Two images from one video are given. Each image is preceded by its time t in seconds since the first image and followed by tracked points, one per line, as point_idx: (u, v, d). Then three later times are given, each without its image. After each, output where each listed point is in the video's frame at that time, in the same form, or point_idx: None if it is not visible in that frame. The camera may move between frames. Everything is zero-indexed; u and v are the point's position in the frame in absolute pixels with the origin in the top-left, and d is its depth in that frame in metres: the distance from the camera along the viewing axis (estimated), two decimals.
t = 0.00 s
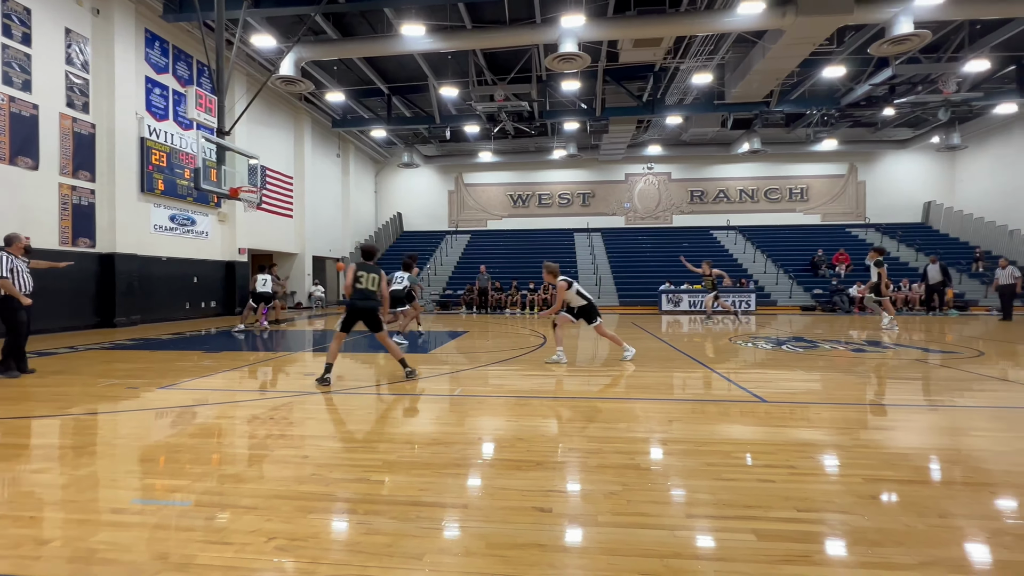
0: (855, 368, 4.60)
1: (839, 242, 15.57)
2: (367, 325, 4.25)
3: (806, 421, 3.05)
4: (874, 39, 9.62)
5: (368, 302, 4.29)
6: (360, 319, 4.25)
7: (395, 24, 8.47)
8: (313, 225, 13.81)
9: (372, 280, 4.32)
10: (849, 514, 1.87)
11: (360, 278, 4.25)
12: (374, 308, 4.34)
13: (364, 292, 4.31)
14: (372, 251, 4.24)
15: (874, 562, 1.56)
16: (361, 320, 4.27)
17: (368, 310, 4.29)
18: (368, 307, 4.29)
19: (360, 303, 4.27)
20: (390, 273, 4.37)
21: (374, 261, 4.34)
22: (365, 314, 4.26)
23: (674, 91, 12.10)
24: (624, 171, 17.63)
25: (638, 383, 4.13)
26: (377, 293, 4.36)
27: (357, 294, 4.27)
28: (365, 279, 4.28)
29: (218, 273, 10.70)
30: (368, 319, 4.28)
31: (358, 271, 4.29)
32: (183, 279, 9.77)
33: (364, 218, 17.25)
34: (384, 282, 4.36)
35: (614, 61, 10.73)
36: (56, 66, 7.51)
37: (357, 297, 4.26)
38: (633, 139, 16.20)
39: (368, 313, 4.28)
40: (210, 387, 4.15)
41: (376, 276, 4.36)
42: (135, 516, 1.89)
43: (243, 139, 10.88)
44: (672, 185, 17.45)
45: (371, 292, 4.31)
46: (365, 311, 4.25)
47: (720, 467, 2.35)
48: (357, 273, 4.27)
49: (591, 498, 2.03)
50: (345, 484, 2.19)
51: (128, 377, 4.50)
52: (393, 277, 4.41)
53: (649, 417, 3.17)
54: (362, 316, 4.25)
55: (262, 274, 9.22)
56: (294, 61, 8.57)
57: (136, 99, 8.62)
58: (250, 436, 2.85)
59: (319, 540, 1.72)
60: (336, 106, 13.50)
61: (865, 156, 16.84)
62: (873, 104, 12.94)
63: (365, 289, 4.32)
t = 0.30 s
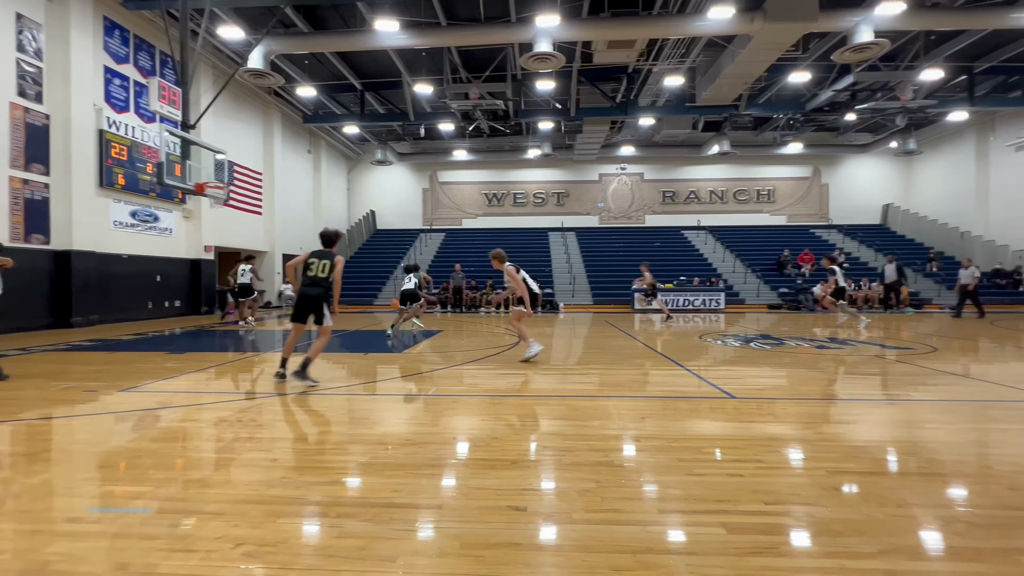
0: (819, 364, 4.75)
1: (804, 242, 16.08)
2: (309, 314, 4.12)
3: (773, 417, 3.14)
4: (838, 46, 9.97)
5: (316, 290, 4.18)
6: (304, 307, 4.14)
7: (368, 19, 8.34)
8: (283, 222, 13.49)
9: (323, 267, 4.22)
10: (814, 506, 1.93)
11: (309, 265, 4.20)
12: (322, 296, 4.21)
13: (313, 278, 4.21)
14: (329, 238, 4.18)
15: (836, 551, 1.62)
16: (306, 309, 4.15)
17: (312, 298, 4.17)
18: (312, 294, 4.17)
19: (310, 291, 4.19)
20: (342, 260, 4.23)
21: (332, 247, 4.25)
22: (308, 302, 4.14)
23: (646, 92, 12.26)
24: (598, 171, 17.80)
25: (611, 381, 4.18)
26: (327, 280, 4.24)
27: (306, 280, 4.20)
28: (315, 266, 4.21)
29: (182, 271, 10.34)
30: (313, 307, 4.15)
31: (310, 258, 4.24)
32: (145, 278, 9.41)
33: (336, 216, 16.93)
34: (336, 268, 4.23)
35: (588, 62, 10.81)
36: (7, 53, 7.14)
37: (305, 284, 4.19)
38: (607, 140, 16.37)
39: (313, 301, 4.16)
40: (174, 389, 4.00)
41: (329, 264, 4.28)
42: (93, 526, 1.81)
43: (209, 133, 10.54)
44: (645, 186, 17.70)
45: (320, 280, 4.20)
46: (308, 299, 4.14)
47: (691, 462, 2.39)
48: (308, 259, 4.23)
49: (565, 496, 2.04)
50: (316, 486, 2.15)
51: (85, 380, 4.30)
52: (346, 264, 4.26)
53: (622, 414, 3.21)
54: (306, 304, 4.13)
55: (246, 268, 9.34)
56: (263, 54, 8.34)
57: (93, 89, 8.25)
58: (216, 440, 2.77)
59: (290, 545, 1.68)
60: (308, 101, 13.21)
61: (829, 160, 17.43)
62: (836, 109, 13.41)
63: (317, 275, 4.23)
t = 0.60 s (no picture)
0: (770, 360, 4.97)
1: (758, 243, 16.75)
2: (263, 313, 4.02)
3: (729, 411, 3.25)
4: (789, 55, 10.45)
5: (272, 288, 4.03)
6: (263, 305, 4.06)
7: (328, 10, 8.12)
8: (238, 218, 13.00)
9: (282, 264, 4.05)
10: (767, 496, 2.01)
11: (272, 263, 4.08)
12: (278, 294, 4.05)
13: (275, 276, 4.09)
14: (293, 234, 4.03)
15: (788, 539, 1.69)
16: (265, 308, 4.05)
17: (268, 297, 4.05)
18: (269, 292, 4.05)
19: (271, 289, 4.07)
20: (297, 255, 3.97)
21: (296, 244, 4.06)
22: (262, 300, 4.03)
23: (609, 95, 12.47)
24: (562, 171, 17.99)
25: (574, 378, 4.23)
26: (284, 277, 4.05)
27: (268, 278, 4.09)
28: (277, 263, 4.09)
29: (128, 268, 9.81)
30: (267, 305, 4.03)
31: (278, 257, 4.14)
32: (86, 276, 8.88)
33: (295, 212, 16.44)
34: (290, 265, 4.01)
35: (552, 62, 10.90)
36: None
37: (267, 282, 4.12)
38: (571, 140, 16.56)
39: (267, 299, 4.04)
40: (119, 393, 3.79)
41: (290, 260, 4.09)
42: (26, 541, 1.69)
43: (158, 124, 10.04)
44: (608, 186, 18.01)
45: (275, 277, 4.05)
46: (264, 297, 4.04)
47: (652, 457, 2.45)
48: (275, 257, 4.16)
49: (530, 495, 2.04)
50: (274, 492, 2.08)
51: (19, 385, 4.01)
52: (300, 261, 3.98)
53: (585, 411, 3.25)
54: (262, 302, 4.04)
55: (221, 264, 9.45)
56: (216, 42, 7.99)
57: (27, 74, 7.70)
58: (166, 445, 2.64)
59: (245, 553, 1.62)
60: (265, 93, 12.76)
61: (781, 164, 18.19)
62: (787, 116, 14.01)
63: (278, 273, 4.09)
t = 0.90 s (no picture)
0: (728, 356, 5.14)
1: (717, 244, 17.30)
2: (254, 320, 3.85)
3: (688, 406, 3.35)
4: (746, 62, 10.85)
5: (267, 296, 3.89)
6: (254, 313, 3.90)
7: None
8: (192, 213, 12.44)
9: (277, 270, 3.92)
10: (724, 488, 2.08)
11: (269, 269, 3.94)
12: (271, 301, 3.91)
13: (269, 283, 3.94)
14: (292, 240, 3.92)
15: (744, 530, 1.75)
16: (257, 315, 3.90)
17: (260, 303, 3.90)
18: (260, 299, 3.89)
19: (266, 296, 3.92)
20: (293, 262, 3.84)
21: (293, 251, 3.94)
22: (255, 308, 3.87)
23: (574, 95, 12.60)
24: (528, 169, 18.08)
25: (539, 376, 4.26)
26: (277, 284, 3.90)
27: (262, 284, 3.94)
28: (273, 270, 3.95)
29: (70, 265, 9.26)
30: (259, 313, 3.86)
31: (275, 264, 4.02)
32: (22, 272, 8.34)
33: (253, 208, 15.87)
34: (284, 272, 3.88)
35: (518, 61, 10.93)
36: None
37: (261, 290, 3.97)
38: (536, 140, 16.67)
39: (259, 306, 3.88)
40: (59, 397, 3.56)
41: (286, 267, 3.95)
42: None
43: (102, 112, 9.48)
44: (573, 186, 18.21)
45: (269, 283, 3.91)
46: (256, 304, 3.88)
47: (615, 453, 2.49)
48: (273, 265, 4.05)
49: (495, 493, 2.04)
50: (229, 498, 2.00)
51: None
52: (294, 267, 3.83)
53: (549, 409, 3.28)
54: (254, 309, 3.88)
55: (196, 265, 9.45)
56: (167, 28, 7.61)
57: None
58: (110, 452, 2.49)
59: (198, 562, 1.55)
60: (220, 83, 12.26)
61: (739, 167, 18.84)
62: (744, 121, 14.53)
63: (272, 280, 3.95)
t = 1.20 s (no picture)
0: (702, 355, 5.23)
1: (692, 244, 17.60)
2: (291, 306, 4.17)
3: (664, 404, 3.40)
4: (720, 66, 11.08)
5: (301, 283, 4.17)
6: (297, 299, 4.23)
7: None
8: (160, 210, 12.05)
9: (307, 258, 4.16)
10: (699, 485, 2.12)
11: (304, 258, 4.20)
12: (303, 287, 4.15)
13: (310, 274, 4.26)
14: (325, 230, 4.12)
15: (719, 525, 1.78)
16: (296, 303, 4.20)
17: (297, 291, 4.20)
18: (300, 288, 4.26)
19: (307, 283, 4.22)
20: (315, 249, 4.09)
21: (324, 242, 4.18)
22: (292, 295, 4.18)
23: (553, 96, 12.66)
24: (506, 169, 18.09)
25: (517, 375, 4.27)
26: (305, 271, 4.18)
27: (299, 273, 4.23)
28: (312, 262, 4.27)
29: (30, 263, 8.87)
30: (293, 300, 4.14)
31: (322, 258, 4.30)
32: None
33: (225, 205, 15.48)
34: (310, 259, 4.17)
35: (497, 60, 10.93)
36: None
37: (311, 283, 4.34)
38: (515, 139, 16.70)
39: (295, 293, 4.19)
40: (18, 401, 3.41)
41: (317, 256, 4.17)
42: None
43: (64, 104, 9.10)
44: (551, 185, 18.29)
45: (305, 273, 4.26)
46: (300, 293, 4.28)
47: (592, 451, 2.51)
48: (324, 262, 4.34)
49: (473, 493, 2.04)
50: (199, 503, 1.95)
51: None
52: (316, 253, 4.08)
53: (527, 408, 3.29)
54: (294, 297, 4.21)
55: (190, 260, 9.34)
56: (133, 19, 7.33)
57: None
58: (73, 458, 2.40)
59: (166, 571, 1.50)
60: (190, 76, 11.91)
61: (713, 169, 19.19)
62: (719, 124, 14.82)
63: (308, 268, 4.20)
